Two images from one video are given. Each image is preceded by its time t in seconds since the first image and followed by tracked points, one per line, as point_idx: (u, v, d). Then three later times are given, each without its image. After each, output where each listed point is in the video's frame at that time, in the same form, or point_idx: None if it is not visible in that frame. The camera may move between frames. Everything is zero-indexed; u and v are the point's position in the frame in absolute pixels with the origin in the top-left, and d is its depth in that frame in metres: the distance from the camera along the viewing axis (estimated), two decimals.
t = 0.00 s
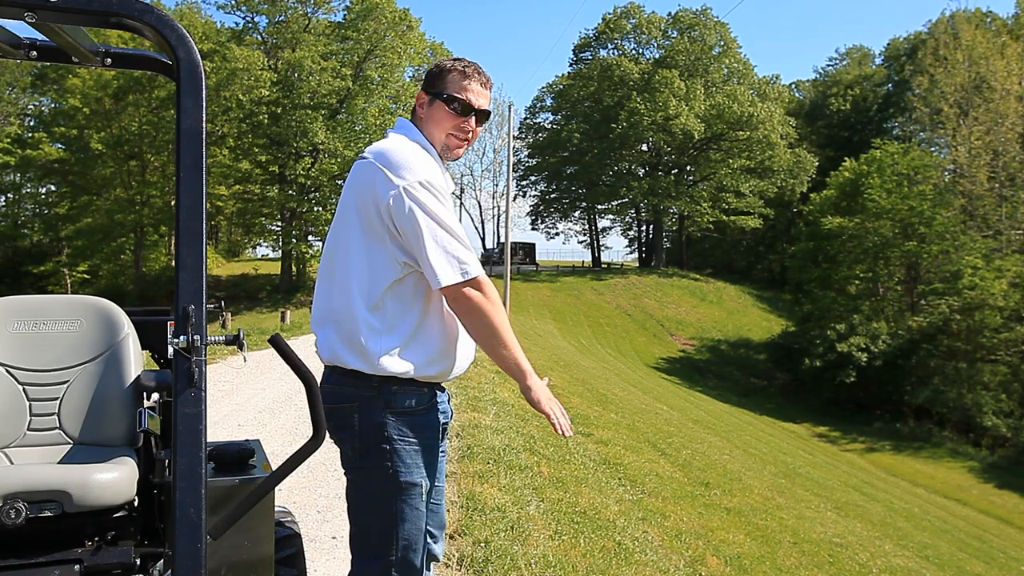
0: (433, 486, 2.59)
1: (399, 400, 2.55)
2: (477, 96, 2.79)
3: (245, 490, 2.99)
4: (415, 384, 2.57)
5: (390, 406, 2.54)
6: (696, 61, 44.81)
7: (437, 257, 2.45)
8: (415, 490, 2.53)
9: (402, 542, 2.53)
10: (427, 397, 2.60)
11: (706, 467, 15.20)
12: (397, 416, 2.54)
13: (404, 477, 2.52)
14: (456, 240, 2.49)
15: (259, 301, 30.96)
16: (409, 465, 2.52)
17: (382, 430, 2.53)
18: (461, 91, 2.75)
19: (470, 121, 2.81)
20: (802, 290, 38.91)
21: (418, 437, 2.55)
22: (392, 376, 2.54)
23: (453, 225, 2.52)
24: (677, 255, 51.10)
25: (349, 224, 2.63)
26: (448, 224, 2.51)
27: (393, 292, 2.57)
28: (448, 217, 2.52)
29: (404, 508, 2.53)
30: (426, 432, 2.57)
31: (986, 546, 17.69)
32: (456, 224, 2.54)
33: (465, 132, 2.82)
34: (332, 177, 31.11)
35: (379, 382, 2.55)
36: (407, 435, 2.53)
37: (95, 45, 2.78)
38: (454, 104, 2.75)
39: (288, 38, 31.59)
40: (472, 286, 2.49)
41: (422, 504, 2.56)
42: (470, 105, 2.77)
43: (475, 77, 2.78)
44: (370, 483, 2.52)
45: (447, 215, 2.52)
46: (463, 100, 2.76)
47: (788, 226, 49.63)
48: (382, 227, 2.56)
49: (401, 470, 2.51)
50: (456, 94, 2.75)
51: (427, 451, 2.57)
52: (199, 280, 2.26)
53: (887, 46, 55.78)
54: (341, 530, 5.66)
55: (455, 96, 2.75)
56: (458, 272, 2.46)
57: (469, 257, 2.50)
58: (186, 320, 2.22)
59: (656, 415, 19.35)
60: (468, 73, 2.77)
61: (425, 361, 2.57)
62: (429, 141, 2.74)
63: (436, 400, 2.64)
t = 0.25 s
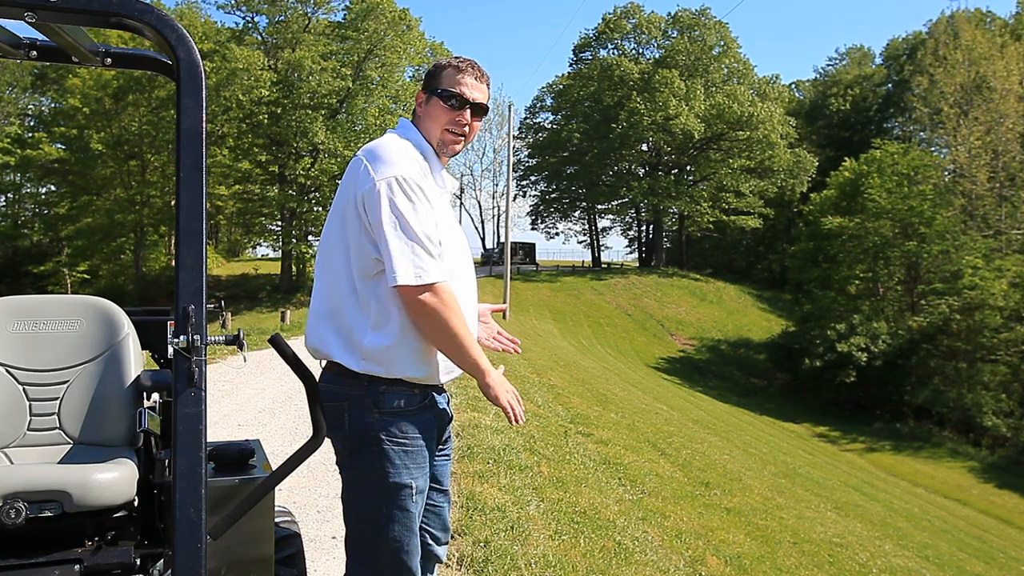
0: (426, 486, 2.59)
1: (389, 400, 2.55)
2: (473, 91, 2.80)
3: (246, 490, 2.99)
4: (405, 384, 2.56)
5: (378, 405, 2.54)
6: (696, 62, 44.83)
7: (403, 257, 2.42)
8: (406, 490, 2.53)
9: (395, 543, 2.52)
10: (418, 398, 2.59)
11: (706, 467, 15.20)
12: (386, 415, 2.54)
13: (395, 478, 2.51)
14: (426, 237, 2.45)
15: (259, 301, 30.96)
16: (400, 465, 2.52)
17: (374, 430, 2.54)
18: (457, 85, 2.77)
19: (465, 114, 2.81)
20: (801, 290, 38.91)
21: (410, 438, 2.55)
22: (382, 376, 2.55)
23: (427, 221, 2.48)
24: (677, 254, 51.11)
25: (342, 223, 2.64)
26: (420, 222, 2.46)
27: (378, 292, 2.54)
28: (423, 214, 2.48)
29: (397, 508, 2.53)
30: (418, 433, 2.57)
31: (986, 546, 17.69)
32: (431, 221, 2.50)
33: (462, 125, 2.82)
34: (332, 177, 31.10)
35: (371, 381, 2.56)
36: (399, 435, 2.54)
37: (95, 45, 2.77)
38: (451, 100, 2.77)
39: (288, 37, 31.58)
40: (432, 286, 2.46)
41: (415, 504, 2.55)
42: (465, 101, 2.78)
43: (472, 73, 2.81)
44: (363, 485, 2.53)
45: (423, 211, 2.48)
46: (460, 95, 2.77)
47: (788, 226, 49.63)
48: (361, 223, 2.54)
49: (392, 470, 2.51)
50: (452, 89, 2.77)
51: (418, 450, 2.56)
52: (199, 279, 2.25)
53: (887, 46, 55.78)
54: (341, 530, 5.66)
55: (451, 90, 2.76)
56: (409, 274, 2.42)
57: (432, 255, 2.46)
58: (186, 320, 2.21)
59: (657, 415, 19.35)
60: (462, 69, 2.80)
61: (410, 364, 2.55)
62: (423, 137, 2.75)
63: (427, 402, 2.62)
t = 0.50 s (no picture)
0: (422, 486, 2.58)
1: (385, 401, 2.55)
2: (469, 89, 2.80)
3: (245, 490, 2.99)
4: (400, 383, 2.56)
5: (373, 405, 2.54)
6: (696, 62, 44.84)
7: (379, 253, 2.41)
8: (402, 490, 2.52)
9: (392, 542, 2.52)
10: (412, 397, 2.59)
11: (706, 467, 15.20)
12: (382, 416, 2.54)
13: (392, 478, 2.51)
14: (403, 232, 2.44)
15: (259, 301, 30.97)
16: (396, 464, 2.51)
17: (370, 429, 2.53)
18: (453, 84, 2.78)
19: (462, 112, 2.80)
20: (801, 290, 38.89)
21: (405, 437, 2.55)
22: (376, 375, 2.55)
23: (408, 216, 2.47)
24: (677, 254, 51.11)
25: (334, 222, 2.65)
26: (398, 218, 2.45)
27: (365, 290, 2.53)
28: (405, 210, 2.47)
29: (393, 508, 2.52)
30: (414, 432, 2.57)
31: (986, 546, 17.69)
32: (412, 217, 2.49)
33: (459, 125, 2.81)
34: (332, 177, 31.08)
35: (366, 380, 2.55)
36: (394, 435, 2.54)
37: (95, 45, 2.78)
38: (447, 98, 2.77)
39: (288, 38, 31.59)
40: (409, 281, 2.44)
41: (411, 504, 2.55)
42: (462, 98, 2.78)
43: (467, 72, 2.82)
44: (358, 484, 2.53)
45: (404, 206, 2.47)
46: (456, 93, 2.78)
47: (788, 226, 49.63)
48: (349, 220, 2.55)
49: (388, 469, 2.50)
50: (448, 88, 2.78)
51: (413, 450, 2.56)
52: (199, 279, 2.26)
53: (887, 46, 55.77)
54: (341, 530, 5.66)
55: (446, 89, 2.77)
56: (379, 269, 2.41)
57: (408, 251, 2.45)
58: (185, 320, 2.22)
59: (656, 415, 19.35)
60: (459, 68, 2.81)
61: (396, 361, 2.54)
62: (420, 135, 2.76)
63: (422, 401, 2.61)
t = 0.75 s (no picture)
0: (421, 485, 2.58)
1: (383, 400, 2.55)
2: (469, 89, 2.80)
3: (245, 490, 2.99)
4: (399, 384, 2.56)
5: (371, 404, 2.54)
6: (696, 62, 44.84)
7: (372, 255, 2.41)
8: (402, 490, 2.52)
9: (391, 542, 2.52)
10: (411, 397, 2.58)
11: (706, 467, 15.20)
12: (380, 415, 2.54)
13: (390, 476, 2.51)
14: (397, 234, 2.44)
15: (259, 301, 30.97)
16: (394, 464, 2.51)
17: (368, 429, 2.53)
18: (453, 85, 2.78)
19: (462, 112, 2.80)
20: (801, 290, 38.89)
21: (404, 438, 2.54)
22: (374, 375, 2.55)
23: (402, 218, 2.46)
24: (677, 254, 51.12)
25: (333, 222, 2.65)
26: (392, 220, 2.43)
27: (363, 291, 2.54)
28: (399, 211, 2.46)
29: (390, 508, 2.52)
30: (413, 433, 2.56)
31: (986, 546, 17.69)
32: (408, 217, 2.48)
33: (459, 125, 2.81)
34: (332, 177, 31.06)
35: (364, 379, 2.56)
36: (392, 435, 2.54)
37: (95, 45, 2.78)
38: (448, 99, 2.77)
39: (288, 38, 31.59)
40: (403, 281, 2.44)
41: (411, 504, 2.55)
42: (462, 99, 2.78)
43: (467, 72, 2.82)
44: (357, 484, 2.52)
45: (400, 207, 2.46)
46: (456, 93, 2.78)
47: (788, 226, 49.65)
48: (346, 220, 2.55)
49: (387, 469, 2.51)
50: (449, 88, 2.77)
51: (411, 449, 2.56)
52: (199, 280, 2.26)
53: (887, 46, 55.78)
54: (340, 530, 5.66)
55: (447, 89, 2.78)
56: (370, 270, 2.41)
57: (401, 252, 2.43)
58: (185, 320, 2.21)
59: (656, 415, 19.35)
60: (458, 68, 2.82)
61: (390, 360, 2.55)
62: (420, 137, 2.76)
63: (421, 401, 2.61)
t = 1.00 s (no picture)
0: (422, 484, 2.58)
1: (380, 400, 2.54)
2: (469, 93, 2.80)
3: (246, 490, 2.99)
4: (396, 384, 2.56)
5: (369, 404, 2.54)
6: (696, 62, 44.84)
7: (362, 254, 2.40)
8: (403, 489, 2.52)
9: (393, 541, 2.52)
10: (409, 396, 2.59)
11: (706, 467, 15.20)
12: (378, 414, 2.53)
13: (389, 475, 2.51)
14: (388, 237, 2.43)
15: (259, 301, 30.97)
16: (393, 463, 2.51)
17: (366, 429, 2.53)
18: (453, 88, 2.77)
19: (460, 117, 2.80)
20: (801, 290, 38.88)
21: (403, 439, 2.54)
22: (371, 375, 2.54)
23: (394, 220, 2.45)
24: (677, 254, 51.12)
25: (329, 221, 2.64)
26: (384, 223, 2.43)
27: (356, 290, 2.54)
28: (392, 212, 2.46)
29: (390, 508, 2.52)
30: (412, 433, 2.56)
31: (986, 546, 17.69)
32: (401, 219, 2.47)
33: (457, 128, 2.81)
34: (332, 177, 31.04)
35: (362, 379, 2.55)
36: (391, 435, 2.53)
37: (94, 44, 2.77)
38: (448, 102, 2.77)
39: (288, 38, 31.59)
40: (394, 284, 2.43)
41: (412, 503, 2.54)
42: (462, 100, 2.78)
43: (467, 75, 2.81)
44: (357, 483, 2.53)
45: (393, 210, 2.46)
46: (455, 97, 2.77)
47: (788, 226, 49.65)
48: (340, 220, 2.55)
49: (387, 468, 2.51)
50: (449, 92, 2.77)
51: (411, 449, 2.55)
52: (198, 280, 2.25)
53: (887, 46, 55.79)
54: (340, 530, 5.66)
55: (446, 92, 2.77)
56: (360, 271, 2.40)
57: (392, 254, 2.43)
58: (186, 320, 2.21)
59: (656, 415, 19.36)
60: (458, 69, 2.80)
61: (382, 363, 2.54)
62: (419, 138, 2.76)
63: (421, 399, 2.61)
